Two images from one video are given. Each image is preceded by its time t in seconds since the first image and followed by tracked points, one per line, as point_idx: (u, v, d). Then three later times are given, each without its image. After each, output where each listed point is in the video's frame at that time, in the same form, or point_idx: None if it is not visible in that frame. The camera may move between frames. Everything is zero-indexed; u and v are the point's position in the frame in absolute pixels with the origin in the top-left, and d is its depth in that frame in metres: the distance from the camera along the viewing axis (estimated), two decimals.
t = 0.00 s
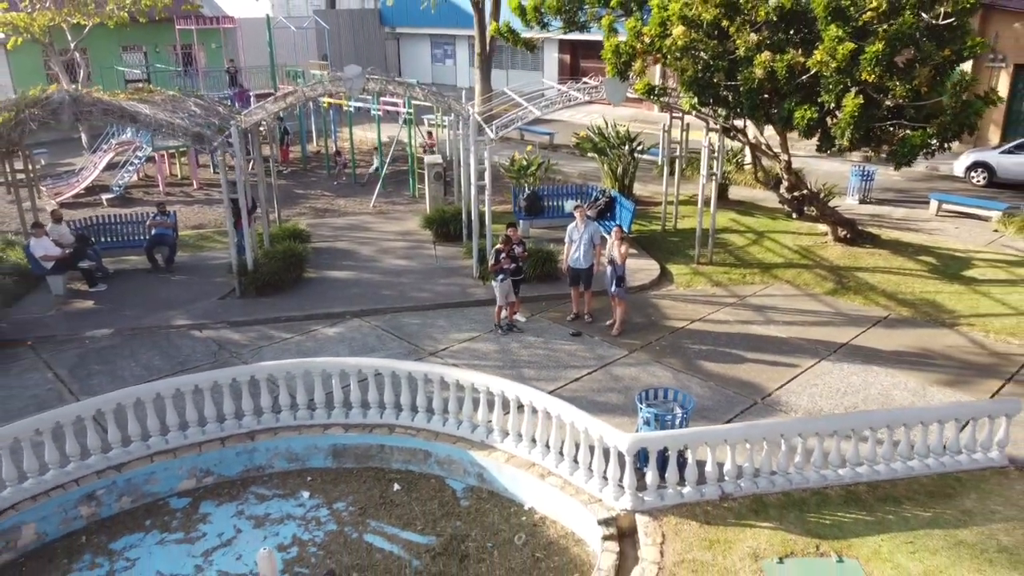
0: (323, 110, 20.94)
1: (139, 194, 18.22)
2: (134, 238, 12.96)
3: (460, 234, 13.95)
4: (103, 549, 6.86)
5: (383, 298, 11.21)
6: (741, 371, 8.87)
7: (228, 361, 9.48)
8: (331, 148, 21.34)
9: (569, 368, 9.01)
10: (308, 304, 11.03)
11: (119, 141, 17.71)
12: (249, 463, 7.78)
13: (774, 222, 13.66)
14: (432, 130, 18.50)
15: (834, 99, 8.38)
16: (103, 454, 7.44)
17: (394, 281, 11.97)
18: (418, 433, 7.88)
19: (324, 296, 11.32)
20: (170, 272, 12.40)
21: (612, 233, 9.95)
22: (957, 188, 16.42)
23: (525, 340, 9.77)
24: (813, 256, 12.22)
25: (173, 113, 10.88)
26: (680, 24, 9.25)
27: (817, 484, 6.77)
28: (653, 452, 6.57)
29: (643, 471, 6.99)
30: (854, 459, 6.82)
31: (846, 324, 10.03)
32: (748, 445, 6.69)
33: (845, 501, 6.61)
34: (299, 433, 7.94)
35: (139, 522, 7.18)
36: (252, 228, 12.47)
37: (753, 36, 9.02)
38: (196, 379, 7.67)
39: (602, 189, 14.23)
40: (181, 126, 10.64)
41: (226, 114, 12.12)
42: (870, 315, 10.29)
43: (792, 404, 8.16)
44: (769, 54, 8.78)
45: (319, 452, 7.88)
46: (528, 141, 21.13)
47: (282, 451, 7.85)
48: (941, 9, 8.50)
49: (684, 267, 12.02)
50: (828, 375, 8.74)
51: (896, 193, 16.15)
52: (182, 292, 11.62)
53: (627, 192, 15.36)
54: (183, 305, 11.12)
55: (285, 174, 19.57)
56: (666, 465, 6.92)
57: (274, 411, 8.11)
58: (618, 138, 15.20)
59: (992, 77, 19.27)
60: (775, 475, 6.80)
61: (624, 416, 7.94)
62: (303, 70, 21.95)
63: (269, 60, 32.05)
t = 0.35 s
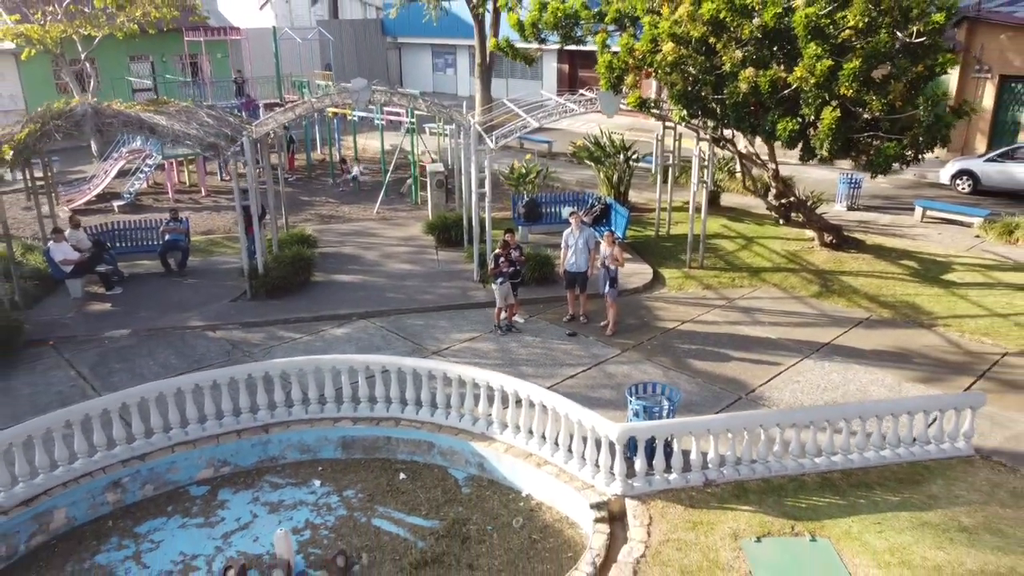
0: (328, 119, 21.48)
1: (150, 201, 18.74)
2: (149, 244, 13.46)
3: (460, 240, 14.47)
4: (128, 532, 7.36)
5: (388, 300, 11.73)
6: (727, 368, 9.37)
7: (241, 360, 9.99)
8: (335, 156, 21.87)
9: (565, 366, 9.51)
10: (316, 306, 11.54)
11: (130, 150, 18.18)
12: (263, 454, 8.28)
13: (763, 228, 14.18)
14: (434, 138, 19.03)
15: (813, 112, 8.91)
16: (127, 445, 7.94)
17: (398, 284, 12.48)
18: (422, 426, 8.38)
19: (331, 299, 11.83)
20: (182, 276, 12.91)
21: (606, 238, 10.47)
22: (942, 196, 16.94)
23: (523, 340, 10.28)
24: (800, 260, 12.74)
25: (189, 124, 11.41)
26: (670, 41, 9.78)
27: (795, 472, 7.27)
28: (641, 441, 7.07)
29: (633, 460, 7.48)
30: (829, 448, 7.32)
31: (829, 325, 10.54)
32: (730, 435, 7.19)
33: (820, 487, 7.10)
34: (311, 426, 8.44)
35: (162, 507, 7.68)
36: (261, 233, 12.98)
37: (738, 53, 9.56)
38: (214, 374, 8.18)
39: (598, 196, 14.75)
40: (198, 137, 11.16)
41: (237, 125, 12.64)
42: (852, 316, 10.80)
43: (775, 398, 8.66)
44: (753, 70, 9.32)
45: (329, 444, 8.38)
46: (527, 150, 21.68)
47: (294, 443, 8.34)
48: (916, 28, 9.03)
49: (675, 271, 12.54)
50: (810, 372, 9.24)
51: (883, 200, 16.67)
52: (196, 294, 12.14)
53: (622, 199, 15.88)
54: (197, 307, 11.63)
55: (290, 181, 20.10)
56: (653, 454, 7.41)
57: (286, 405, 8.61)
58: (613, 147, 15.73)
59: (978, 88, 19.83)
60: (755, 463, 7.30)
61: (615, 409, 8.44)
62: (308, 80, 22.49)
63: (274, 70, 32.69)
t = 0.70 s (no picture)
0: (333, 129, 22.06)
1: (160, 208, 19.29)
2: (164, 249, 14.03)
3: (462, 245, 15.02)
4: (154, 517, 7.89)
5: (393, 303, 12.27)
6: (715, 366, 9.91)
7: (254, 358, 10.53)
8: (340, 164, 22.43)
9: (562, 363, 10.05)
10: (325, 308, 12.09)
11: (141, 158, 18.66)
12: (278, 446, 8.82)
13: (753, 233, 14.74)
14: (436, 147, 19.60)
15: (794, 124, 9.48)
16: (150, 437, 8.49)
17: (403, 287, 13.03)
18: (427, 419, 8.92)
19: (340, 302, 12.38)
20: (196, 280, 13.47)
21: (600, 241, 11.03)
22: (929, 203, 17.50)
23: (522, 340, 10.82)
24: (787, 265, 13.30)
25: (205, 135, 11.99)
26: (660, 58, 10.33)
27: (775, 460, 7.81)
28: (631, 431, 7.60)
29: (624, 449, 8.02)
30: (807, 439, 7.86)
31: (813, 326, 11.08)
32: (714, 426, 7.74)
33: (798, 474, 7.64)
34: (322, 419, 8.98)
35: (184, 494, 8.22)
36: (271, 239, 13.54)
37: (724, 69, 10.13)
38: (231, 371, 8.72)
39: (594, 203, 15.30)
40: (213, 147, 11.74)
41: (249, 135, 13.21)
42: (835, 318, 11.35)
43: (759, 393, 9.20)
44: (738, 85, 9.88)
45: (339, 436, 8.92)
46: (527, 158, 22.23)
47: (307, 436, 8.88)
48: (890, 46, 9.64)
49: (668, 275, 13.10)
50: (793, 369, 9.78)
51: (871, 207, 17.22)
52: (209, 297, 12.70)
53: (618, 206, 16.43)
54: (211, 309, 12.19)
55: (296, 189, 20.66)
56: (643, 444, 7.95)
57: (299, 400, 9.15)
58: (609, 156, 16.29)
59: (964, 98, 20.42)
60: (738, 453, 7.84)
61: (609, 404, 8.98)
62: (313, 90, 23.08)
63: (280, 79, 33.30)
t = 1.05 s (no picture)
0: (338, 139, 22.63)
1: (171, 216, 19.80)
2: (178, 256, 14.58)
3: (464, 252, 15.59)
4: (178, 505, 8.45)
5: (399, 307, 12.84)
6: (705, 365, 10.47)
7: (268, 359, 11.10)
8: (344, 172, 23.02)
9: (560, 364, 10.62)
10: (334, 312, 12.66)
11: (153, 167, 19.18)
12: (293, 441, 9.38)
13: (745, 241, 15.31)
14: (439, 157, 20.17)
15: (778, 138, 10.05)
16: (173, 432, 9.05)
17: (408, 292, 13.60)
18: (433, 415, 9.49)
19: (348, 306, 12.95)
20: (209, 286, 14.04)
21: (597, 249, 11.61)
22: (916, 211, 18.07)
23: (523, 342, 11.39)
24: (776, 270, 13.87)
25: (220, 147, 12.58)
26: (652, 75, 10.91)
27: (758, 453, 8.37)
28: (624, 425, 8.16)
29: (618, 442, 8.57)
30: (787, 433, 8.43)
31: (799, 329, 11.64)
32: (701, 420, 8.29)
33: (779, 465, 8.20)
34: (334, 415, 9.54)
35: (206, 485, 8.78)
36: (282, 246, 14.10)
37: (712, 86, 10.72)
38: (249, 370, 9.30)
39: (591, 211, 15.87)
40: (229, 160, 12.34)
41: (261, 146, 13.79)
42: (820, 321, 11.91)
43: (746, 391, 9.75)
44: (725, 100, 10.46)
45: (350, 432, 9.48)
46: (527, 168, 22.81)
47: (320, 431, 9.45)
48: (868, 63, 10.24)
49: (662, 280, 13.67)
50: (778, 368, 10.33)
51: (861, 215, 17.79)
52: (223, 302, 13.27)
53: (615, 214, 16.99)
54: (225, 313, 12.76)
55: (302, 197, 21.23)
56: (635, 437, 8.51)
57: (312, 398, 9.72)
58: (606, 167, 16.85)
59: (952, 109, 21.03)
60: (723, 446, 8.39)
61: (604, 401, 9.54)
62: (318, 101, 23.70)
63: (284, 86, 33.90)
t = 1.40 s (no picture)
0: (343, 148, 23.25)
1: (182, 223, 20.36)
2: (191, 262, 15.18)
3: (466, 259, 16.18)
4: (200, 496, 9.03)
5: (404, 311, 13.44)
6: (695, 366, 11.05)
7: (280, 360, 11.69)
8: (349, 181, 23.62)
9: (558, 364, 11.20)
10: (342, 316, 13.25)
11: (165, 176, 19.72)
12: (306, 436, 9.96)
13: (737, 248, 15.91)
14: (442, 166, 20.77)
15: (764, 150, 10.66)
16: (194, 427, 9.62)
17: (413, 297, 14.19)
18: (438, 413, 10.07)
19: (355, 310, 13.54)
20: (222, 291, 14.63)
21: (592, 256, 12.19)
22: (904, 219, 18.66)
23: (523, 344, 11.98)
24: (766, 276, 14.46)
25: (235, 159, 13.21)
26: (645, 91, 11.52)
27: (742, 447, 8.95)
28: (617, 420, 8.73)
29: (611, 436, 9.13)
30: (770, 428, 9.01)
31: (785, 332, 12.22)
32: (689, 416, 8.87)
33: (762, 458, 8.78)
34: (345, 413, 10.13)
35: (226, 477, 9.36)
36: (292, 253, 14.71)
37: (702, 102, 11.33)
38: (265, 369, 9.88)
39: (589, 219, 16.46)
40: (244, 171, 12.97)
41: (273, 157, 14.42)
42: (806, 324, 12.50)
43: (733, 390, 10.33)
44: (714, 116, 11.07)
45: (360, 428, 10.06)
46: (527, 177, 23.42)
47: (331, 428, 10.02)
48: (848, 80, 10.88)
49: (656, 286, 14.27)
50: (764, 368, 10.91)
51: (850, 222, 18.38)
52: (236, 306, 13.87)
53: (612, 222, 17.58)
54: (237, 317, 13.35)
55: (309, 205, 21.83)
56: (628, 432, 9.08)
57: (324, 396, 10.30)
58: (603, 176, 17.45)
59: (940, 120, 21.66)
60: (710, 440, 8.97)
61: (599, 399, 10.13)
62: (324, 112, 24.35)
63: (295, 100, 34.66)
